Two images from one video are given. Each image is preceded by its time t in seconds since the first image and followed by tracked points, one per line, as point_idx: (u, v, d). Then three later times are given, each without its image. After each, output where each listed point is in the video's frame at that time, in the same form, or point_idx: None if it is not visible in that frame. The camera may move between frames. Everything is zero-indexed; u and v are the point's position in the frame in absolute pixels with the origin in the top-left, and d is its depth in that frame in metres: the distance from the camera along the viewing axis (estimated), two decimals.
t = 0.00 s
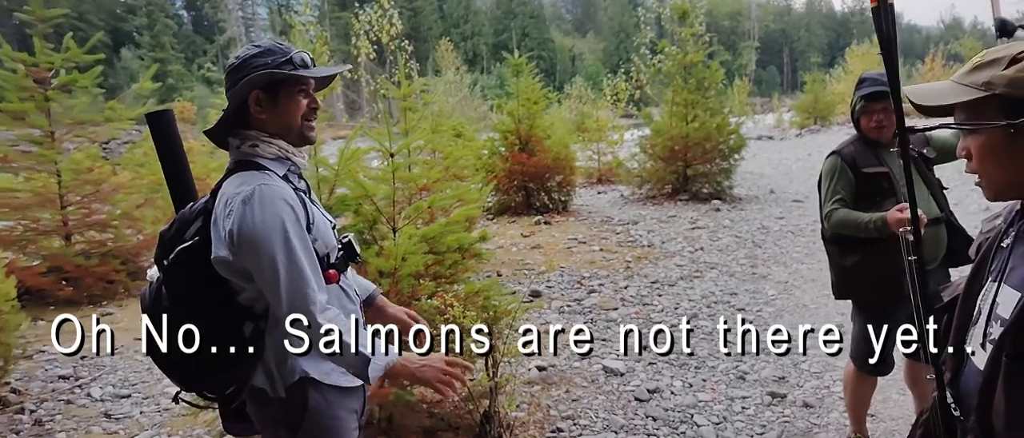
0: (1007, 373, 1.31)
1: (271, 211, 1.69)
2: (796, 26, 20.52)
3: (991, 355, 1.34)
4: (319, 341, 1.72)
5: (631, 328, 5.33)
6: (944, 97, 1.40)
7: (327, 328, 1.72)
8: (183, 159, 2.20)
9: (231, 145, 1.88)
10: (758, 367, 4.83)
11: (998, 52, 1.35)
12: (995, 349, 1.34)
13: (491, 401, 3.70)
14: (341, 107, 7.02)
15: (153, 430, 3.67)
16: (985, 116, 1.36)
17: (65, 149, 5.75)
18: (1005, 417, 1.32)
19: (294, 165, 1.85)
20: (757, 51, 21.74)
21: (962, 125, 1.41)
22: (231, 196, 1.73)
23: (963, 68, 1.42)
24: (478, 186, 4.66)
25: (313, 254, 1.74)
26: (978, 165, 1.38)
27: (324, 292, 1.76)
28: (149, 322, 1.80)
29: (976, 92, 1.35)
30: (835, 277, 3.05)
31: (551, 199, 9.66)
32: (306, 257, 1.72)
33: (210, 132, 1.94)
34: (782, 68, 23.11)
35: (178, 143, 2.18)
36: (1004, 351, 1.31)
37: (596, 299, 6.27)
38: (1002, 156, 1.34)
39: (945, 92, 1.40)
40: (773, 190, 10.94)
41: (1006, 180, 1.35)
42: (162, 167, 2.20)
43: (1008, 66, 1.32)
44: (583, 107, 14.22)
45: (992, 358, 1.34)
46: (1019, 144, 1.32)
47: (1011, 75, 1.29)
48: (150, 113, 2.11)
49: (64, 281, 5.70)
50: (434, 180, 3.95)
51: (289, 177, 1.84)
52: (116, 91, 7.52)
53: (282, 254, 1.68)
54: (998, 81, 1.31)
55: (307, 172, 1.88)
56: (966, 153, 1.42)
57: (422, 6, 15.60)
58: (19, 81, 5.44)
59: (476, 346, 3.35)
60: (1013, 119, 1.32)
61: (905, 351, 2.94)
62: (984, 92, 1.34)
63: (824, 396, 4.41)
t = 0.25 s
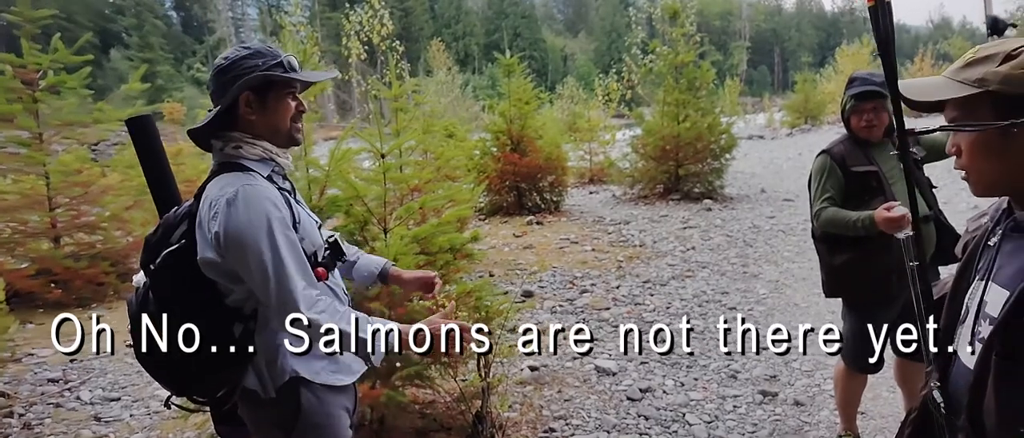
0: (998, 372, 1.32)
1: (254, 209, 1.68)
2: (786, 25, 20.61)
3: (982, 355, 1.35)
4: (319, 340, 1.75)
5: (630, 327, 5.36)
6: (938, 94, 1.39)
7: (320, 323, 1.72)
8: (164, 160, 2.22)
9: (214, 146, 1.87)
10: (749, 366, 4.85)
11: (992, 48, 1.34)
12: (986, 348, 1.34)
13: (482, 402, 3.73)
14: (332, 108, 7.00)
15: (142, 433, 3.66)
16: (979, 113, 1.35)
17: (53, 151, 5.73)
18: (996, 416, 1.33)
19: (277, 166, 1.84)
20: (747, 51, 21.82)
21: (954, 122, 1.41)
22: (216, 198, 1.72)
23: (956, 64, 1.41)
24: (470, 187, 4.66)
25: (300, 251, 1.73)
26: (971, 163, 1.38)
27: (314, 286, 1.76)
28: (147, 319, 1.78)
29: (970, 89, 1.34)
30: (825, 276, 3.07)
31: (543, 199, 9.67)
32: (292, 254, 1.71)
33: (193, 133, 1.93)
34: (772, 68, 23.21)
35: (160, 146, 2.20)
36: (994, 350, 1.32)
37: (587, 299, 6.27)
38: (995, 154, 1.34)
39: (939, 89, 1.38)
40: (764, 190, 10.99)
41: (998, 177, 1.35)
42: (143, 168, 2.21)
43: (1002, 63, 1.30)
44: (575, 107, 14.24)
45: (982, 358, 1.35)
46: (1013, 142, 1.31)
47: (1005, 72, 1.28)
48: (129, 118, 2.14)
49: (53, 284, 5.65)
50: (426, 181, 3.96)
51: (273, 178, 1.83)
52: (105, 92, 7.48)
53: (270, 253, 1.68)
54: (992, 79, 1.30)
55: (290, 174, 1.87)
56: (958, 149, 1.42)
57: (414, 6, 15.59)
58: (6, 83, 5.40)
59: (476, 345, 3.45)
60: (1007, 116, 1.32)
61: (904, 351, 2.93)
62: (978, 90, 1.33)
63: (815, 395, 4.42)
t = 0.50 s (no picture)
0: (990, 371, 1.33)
1: (240, 206, 1.69)
2: (778, 25, 20.68)
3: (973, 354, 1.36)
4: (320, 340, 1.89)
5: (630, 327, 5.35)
6: (931, 91, 1.36)
7: (316, 314, 1.70)
8: (145, 160, 2.24)
9: (197, 147, 1.87)
10: (741, 364, 4.87)
11: (986, 47, 1.32)
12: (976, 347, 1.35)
13: (475, 401, 3.73)
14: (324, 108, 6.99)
15: (132, 435, 3.64)
16: (973, 113, 1.34)
17: (42, 151, 5.71)
18: (990, 415, 1.34)
19: (261, 166, 1.85)
20: (739, 50, 21.89)
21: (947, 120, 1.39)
22: (200, 197, 1.73)
23: (950, 61, 1.39)
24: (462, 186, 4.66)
25: (291, 244, 1.72)
26: (964, 161, 1.37)
27: (311, 277, 1.74)
28: (148, 319, 1.78)
29: (963, 86, 1.32)
30: (816, 273, 3.08)
31: (536, 198, 9.68)
32: (282, 248, 1.70)
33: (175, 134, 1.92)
34: (764, 67, 23.29)
35: (140, 148, 2.21)
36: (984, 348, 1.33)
37: (580, 298, 6.28)
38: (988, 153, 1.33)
39: (934, 88, 1.36)
40: (755, 188, 11.03)
41: (990, 176, 1.34)
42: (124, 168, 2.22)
43: (996, 62, 1.29)
44: (567, 106, 14.25)
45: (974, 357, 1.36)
46: (1006, 141, 1.30)
47: (1001, 71, 1.26)
48: (111, 122, 2.15)
49: (43, 285, 5.65)
50: (419, 181, 3.95)
51: (258, 178, 1.84)
52: (94, 92, 7.43)
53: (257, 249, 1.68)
54: (985, 78, 1.28)
55: (274, 174, 1.88)
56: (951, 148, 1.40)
57: (406, 6, 15.56)
58: None
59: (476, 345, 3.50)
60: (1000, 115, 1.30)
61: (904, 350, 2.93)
62: (971, 87, 1.31)
63: (806, 392, 4.44)
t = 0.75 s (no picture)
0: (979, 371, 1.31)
1: (226, 199, 1.77)
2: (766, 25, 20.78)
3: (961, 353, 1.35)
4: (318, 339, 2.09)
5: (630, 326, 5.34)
6: (922, 93, 1.35)
7: (310, 299, 1.78)
8: (121, 158, 2.23)
9: (174, 147, 1.93)
10: (728, 363, 4.89)
11: (976, 48, 1.31)
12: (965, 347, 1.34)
13: (463, 401, 3.72)
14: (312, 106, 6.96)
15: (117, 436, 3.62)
16: (961, 114, 1.33)
17: (26, 149, 5.69)
18: (978, 415, 1.31)
19: (240, 162, 1.93)
20: (728, 49, 21.97)
21: (935, 121, 1.38)
22: (181, 194, 1.81)
23: (938, 61, 1.38)
24: (451, 185, 4.65)
25: (277, 233, 1.80)
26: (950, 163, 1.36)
27: (302, 265, 1.82)
28: (146, 318, 1.84)
29: (953, 90, 1.31)
30: (802, 271, 3.10)
31: (525, 197, 9.68)
32: (271, 236, 1.78)
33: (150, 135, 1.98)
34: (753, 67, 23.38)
35: (118, 148, 2.20)
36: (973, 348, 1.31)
37: (569, 297, 6.29)
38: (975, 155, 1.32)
39: (922, 88, 1.35)
40: (744, 188, 11.08)
41: (977, 178, 1.34)
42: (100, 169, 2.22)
43: (986, 66, 1.28)
44: (556, 106, 14.26)
45: (962, 357, 1.34)
46: (992, 144, 1.30)
47: (991, 75, 1.25)
48: (85, 123, 2.14)
49: (27, 285, 5.62)
50: (408, 179, 3.94)
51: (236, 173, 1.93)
52: (79, 90, 7.37)
53: (242, 239, 1.76)
54: (975, 83, 1.28)
55: (253, 169, 1.96)
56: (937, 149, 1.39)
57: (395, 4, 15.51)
58: None
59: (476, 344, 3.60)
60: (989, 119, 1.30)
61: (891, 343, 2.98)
62: (960, 91, 1.30)
63: (793, 390, 4.47)
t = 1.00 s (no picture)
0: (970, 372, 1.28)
1: (207, 198, 1.80)
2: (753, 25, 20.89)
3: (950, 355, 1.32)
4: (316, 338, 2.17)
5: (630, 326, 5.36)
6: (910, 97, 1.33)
7: (295, 294, 1.80)
8: (101, 157, 2.21)
9: (157, 147, 1.99)
10: (716, 361, 4.92)
11: (965, 51, 1.28)
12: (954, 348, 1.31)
13: (451, 401, 3.70)
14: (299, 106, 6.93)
15: None
16: (950, 116, 1.30)
17: (8, 150, 5.64)
18: (972, 417, 1.28)
19: (222, 161, 1.99)
20: (715, 49, 22.07)
21: (923, 123, 1.35)
22: (162, 196, 1.84)
23: (926, 61, 1.35)
24: (439, 185, 4.65)
25: (260, 230, 1.83)
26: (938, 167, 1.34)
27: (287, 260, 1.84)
28: (146, 317, 1.87)
29: (941, 94, 1.29)
30: (788, 269, 3.11)
31: (513, 197, 9.68)
32: (254, 233, 1.81)
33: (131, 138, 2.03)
34: (739, 67, 23.49)
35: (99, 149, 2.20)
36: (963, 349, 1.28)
37: (557, 296, 6.30)
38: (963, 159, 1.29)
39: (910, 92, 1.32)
40: (730, 187, 11.13)
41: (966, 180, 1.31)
42: (81, 169, 2.20)
43: (976, 70, 1.25)
44: (544, 105, 14.27)
45: (950, 358, 1.31)
46: (982, 149, 1.27)
47: (980, 80, 1.23)
48: (66, 122, 2.14)
49: (9, 287, 5.58)
50: (394, 179, 3.95)
51: (218, 172, 1.98)
52: (62, 90, 7.31)
53: (223, 238, 1.79)
54: (964, 87, 1.25)
55: (235, 167, 2.02)
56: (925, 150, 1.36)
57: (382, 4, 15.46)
58: None
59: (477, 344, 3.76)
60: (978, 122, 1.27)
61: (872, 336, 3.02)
62: (949, 96, 1.28)
63: (780, 388, 4.49)
